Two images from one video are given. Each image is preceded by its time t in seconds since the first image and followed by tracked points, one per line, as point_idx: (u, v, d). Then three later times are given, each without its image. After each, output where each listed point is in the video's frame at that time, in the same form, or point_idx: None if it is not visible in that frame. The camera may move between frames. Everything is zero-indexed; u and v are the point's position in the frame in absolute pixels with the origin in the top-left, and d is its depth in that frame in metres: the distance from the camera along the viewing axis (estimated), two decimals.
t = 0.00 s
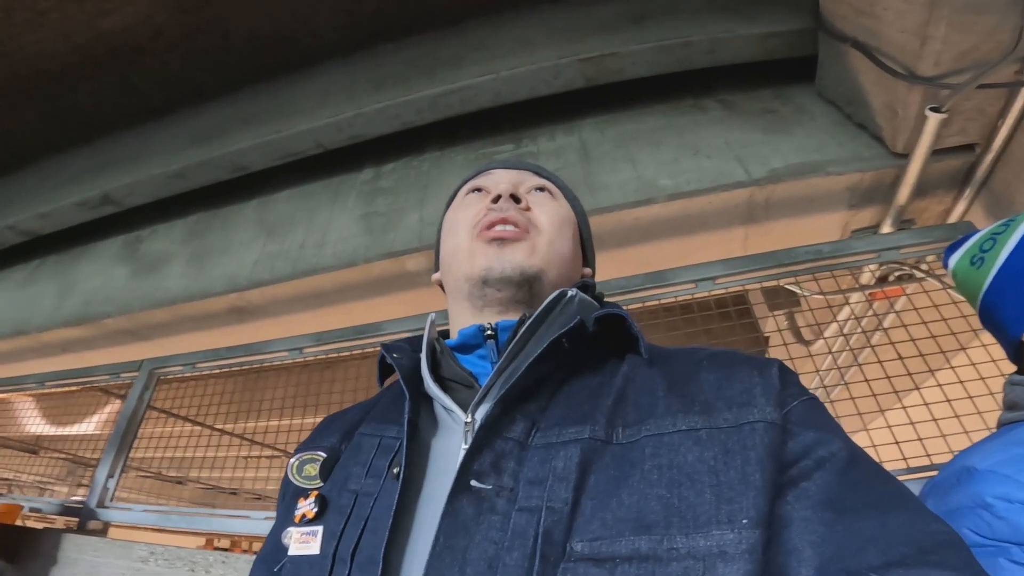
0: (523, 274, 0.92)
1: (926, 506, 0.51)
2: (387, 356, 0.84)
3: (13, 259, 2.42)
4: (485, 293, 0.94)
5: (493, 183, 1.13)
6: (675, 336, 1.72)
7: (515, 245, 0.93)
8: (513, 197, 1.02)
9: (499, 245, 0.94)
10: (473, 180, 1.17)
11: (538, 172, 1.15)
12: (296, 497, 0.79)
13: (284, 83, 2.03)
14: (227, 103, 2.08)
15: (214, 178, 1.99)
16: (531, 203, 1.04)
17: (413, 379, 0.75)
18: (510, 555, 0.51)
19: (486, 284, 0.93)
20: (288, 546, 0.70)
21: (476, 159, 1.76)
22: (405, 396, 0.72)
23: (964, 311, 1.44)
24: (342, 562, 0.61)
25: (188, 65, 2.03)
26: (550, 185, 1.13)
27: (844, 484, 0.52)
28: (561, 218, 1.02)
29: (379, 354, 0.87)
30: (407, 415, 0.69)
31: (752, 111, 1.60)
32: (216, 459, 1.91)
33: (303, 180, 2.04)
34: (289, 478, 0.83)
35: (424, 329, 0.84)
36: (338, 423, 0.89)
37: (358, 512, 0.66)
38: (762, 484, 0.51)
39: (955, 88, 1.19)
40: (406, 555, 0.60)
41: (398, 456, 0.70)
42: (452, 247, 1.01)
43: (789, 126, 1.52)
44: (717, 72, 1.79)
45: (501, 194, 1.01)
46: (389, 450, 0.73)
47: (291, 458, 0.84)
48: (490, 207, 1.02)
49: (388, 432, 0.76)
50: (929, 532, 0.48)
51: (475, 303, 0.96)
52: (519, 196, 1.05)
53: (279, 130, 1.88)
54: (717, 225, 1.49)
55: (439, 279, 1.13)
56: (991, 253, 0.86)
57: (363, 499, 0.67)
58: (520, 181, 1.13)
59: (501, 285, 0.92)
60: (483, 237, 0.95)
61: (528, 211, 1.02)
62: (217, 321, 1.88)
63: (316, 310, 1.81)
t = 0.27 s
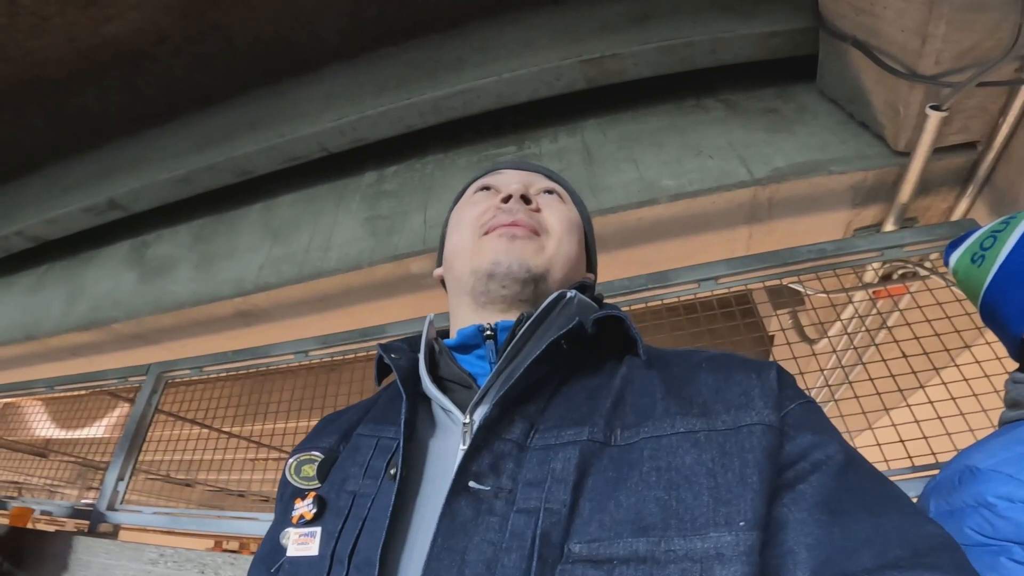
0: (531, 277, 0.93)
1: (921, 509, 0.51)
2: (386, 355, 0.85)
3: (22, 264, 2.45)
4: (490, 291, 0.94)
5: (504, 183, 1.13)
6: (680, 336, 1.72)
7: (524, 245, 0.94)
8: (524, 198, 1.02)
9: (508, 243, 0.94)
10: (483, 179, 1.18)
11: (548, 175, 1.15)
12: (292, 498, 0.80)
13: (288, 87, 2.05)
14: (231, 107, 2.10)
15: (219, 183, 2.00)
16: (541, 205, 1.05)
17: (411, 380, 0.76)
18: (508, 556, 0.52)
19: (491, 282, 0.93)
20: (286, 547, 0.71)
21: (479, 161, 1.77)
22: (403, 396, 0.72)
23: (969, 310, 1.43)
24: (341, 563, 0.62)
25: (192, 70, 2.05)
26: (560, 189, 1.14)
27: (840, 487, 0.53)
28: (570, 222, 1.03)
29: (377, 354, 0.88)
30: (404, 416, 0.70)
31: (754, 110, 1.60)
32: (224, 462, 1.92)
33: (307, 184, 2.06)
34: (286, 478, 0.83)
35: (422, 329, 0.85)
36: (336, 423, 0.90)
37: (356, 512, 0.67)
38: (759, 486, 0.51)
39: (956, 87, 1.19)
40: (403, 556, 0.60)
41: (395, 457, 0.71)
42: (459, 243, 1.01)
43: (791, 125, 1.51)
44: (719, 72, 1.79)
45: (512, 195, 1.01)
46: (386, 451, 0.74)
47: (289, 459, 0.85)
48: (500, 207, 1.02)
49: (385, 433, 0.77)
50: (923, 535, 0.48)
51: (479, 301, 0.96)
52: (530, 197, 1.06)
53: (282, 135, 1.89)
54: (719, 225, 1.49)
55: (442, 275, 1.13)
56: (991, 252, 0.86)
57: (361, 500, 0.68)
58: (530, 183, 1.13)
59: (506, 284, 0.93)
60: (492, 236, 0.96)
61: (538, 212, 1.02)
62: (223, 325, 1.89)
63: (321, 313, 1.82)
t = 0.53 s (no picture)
0: (537, 278, 0.93)
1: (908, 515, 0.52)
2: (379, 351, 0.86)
3: (26, 272, 2.47)
4: (496, 288, 0.94)
5: (517, 183, 1.13)
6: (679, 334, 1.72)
7: (535, 246, 0.94)
8: (538, 200, 1.03)
9: (519, 243, 0.94)
10: (496, 177, 1.18)
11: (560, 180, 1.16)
12: (282, 494, 0.81)
13: (284, 92, 2.06)
14: (229, 113, 2.11)
15: (218, 189, 2.01)
16: (554, 209, 1.05)
17: (403, 377, 0.77)
18: (498, 555, 0.53)
19: (498, 280, 0.94)
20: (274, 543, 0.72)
21: (475, 163, 1.77)
22: (396, 393, 0.73)
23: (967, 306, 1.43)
24: (329, 561, 0.63)
25: (189, 76, 2.06)
26: (571, 194, 1.15)
27: (828, 491, 0.53)
28: (580, 228, 1.03)
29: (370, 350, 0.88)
30: (396, 414, 0.70)
31: (749, 108, 1.61)
32: (230, 466, 1.94)
33: (306, 189, 2.07)
34: (275, 475, 0.84)
35: (416, 326, 0.86)
36: (328, 420, 0.91)
37: (345, 510, 0.68)
38: (749, 488, 0.52)
39: (945, 82, 1.19)
40: (392, 554, 0.61)
41: (386, 455, 0.71)
42: (468, 238, 1.01)
43: (785, 122, 1.51)
44: (713, 70, 1.79)
45: (527, 195, 1.02)
46: (377, 449, 0.75)
47: (279, 455, 0.85)
48: (514, 206, 1.03)
49: (377, 430, 0.78)
50: (909, 540, 0.49)
51: (482, 297, 0.96)
52: (544, 199, 1.06)
53: (279, 140, 1.90)
54: (716, 223, 1.49)
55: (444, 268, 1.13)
56: (974, 249, 0.87)
57: (351, 498, 0.69)
58: (543, 186, 1.14)
59: (513, 284, 0.93)
60: (504, 234, 0.96)
61: (551, 216, 1.03)
62: (226, 330, 1.90)
63: (322, 317, 1.83)
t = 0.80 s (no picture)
0: (539, 281, 0.94)
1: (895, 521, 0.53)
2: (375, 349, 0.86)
3: (27, 282, 2.47)
4: (496, 290, 0.95)
5: (522, 184, 1.14)
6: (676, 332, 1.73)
7: (538, 250, 0.95)
8: (543, 203, 1.03)
9: (523, 246, 0.95)
10: (501, 177, 1.18)
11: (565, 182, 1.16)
12: (275, 491, 0.81)
13: (278, 98, 2.06)
14: (223, 121, 2.12)
15: (215, 196, 2.02)
16: (558, 212, 1.06)
17: (399, 376, 0.77)
18: (490, 556, 0.54)
19: (500, 281, 0.95)
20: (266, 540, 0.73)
21: (469, 166, 1.78)
22: (392, 393, 0.74)
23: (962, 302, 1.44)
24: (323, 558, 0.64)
25: (183, 84, 2.06)
26: (576, 197, 1.15)
27: (817, 496, 0.54)
28: (584, 232, 1.04)
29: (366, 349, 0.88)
30: (392, 414, 0.71)
31: (739, 105, 1.61)
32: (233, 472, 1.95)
33: (302, 195, 2.07)
34: (269, 471, 0.84)
35: (414, 325, 0.86)
36: (323, 417, 0.91)
37: (339, 509, 0.69)
38: (738, 493, 0.53)
39: (928, 77, 1.20)
40: (385, 550, 0.62)
41: (381, 454, 0.72)
42: (472, 238, 1.02)
43: (775, 119, 1.52)
44: (703, 69, 1.79)
45: (533, 197, 1.02)
46: (372, 448, 0.76)
47: (272, 451, 0.85)
48: (519, 207, 1.03)
49: (372, 429, 0.79)
50: (895, 546, 0.49)
51: (482, 298, 0.97)
52: (549, 201, 1.06)
53: (273, 147, 1.91)
54: (709, 221, 1.49)
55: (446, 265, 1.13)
56: (954, 245, 0.90)
57: (345, 496, 0.71)
58: (548, 187, 1.14)
59: (515, 286, 0.94)
60: (508, 237, 0.96)
61: (555, 219, 1.04)
62: (226, 337, 1.91)
63: (320, 322, 1.84)
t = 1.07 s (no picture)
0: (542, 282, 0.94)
1: (895, 522, 0.53)
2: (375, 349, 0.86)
3: (25, 284, 2.47)
4: (498, 290, 0.95)
5: (525, 185, 1.14)
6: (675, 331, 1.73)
7: (540, 250, 0.95)
8: (546, 204, 1.03)
9: (525, 246, 0.95)
10: (503, 178, 1.18)
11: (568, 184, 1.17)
12: (275, 491, 0.81)
13: (275, 99, 2.06)
14: (220, 123, 2.11)
15: (213, 198, 2.02)
16: (561, 213, 1.06)
17: (399, 376, 0.77)
18: (491, 556, 0.54)
19: (501, 281, 0.94)
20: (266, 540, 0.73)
21: (466, 168, 1.78)
22: (393, 393, 0.74)
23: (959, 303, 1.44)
24: (324, 558, 0.64)
25: (180, 86, 2.06)
26: (578, 200, 1.15)
27: (817, 498, 0.54)
28: (586, 235, 1.04)
29: (366, 348, 0.88)
30: (393, 414, 0.71)
31: (736, 106, 1.61)
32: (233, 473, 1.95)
33: (299, 197, 2.07)
34: (269, 471, 0.84)
35: (415, 325, 0.86)
36: (322, 417, 0.91)
37: (340, 508, 0.69)
38: (738, 494, 0.53)
39: (924, 77, 1.20)
40: (386, 551, 0.62)
41: (382, 454, 0.72)
42: (475, 238, 1.02)
43: (772, 119, 1.52)
44: (700, 69, 1.79)
45: (536, 198, 1.02)
46: (373, 447, 0.76)
47: (272, 451, 0.85)
48: (522, 208, 1.03)
49: (372, 428, 0.79)
50: (896, 548, 0.50)
51: (484, 298, 0.97)
52: (552, 203, 1.07)
53: (270, 149, 1.90)
54: (707, 221, 1.50)
55: (448, 265, 1.13)
56: (946, 247, 0.90)
57: (345, 496, 0.70)
58: (551, 189, 1.15)
59: (516, 287, 0.94)
60: (511, 237, 0.97)
61: (558, 220, 1.04)
62: (224, 338, 1.91)
63: (319, 324, 1.83)
